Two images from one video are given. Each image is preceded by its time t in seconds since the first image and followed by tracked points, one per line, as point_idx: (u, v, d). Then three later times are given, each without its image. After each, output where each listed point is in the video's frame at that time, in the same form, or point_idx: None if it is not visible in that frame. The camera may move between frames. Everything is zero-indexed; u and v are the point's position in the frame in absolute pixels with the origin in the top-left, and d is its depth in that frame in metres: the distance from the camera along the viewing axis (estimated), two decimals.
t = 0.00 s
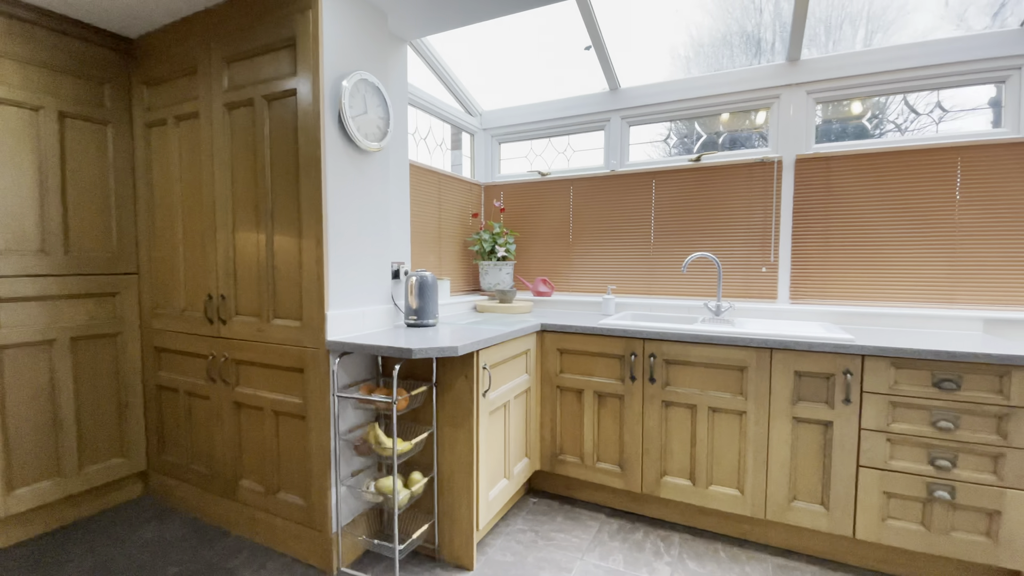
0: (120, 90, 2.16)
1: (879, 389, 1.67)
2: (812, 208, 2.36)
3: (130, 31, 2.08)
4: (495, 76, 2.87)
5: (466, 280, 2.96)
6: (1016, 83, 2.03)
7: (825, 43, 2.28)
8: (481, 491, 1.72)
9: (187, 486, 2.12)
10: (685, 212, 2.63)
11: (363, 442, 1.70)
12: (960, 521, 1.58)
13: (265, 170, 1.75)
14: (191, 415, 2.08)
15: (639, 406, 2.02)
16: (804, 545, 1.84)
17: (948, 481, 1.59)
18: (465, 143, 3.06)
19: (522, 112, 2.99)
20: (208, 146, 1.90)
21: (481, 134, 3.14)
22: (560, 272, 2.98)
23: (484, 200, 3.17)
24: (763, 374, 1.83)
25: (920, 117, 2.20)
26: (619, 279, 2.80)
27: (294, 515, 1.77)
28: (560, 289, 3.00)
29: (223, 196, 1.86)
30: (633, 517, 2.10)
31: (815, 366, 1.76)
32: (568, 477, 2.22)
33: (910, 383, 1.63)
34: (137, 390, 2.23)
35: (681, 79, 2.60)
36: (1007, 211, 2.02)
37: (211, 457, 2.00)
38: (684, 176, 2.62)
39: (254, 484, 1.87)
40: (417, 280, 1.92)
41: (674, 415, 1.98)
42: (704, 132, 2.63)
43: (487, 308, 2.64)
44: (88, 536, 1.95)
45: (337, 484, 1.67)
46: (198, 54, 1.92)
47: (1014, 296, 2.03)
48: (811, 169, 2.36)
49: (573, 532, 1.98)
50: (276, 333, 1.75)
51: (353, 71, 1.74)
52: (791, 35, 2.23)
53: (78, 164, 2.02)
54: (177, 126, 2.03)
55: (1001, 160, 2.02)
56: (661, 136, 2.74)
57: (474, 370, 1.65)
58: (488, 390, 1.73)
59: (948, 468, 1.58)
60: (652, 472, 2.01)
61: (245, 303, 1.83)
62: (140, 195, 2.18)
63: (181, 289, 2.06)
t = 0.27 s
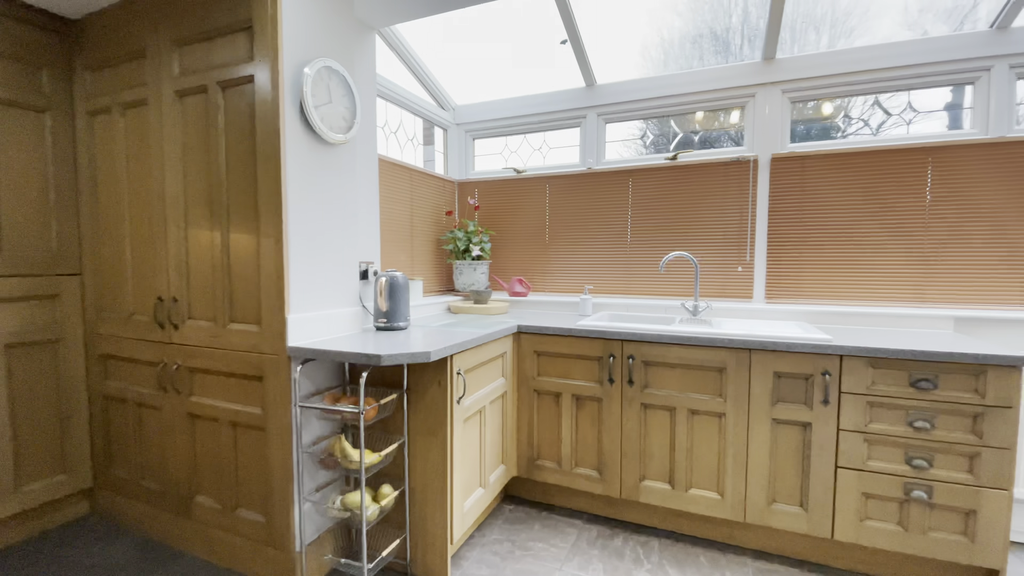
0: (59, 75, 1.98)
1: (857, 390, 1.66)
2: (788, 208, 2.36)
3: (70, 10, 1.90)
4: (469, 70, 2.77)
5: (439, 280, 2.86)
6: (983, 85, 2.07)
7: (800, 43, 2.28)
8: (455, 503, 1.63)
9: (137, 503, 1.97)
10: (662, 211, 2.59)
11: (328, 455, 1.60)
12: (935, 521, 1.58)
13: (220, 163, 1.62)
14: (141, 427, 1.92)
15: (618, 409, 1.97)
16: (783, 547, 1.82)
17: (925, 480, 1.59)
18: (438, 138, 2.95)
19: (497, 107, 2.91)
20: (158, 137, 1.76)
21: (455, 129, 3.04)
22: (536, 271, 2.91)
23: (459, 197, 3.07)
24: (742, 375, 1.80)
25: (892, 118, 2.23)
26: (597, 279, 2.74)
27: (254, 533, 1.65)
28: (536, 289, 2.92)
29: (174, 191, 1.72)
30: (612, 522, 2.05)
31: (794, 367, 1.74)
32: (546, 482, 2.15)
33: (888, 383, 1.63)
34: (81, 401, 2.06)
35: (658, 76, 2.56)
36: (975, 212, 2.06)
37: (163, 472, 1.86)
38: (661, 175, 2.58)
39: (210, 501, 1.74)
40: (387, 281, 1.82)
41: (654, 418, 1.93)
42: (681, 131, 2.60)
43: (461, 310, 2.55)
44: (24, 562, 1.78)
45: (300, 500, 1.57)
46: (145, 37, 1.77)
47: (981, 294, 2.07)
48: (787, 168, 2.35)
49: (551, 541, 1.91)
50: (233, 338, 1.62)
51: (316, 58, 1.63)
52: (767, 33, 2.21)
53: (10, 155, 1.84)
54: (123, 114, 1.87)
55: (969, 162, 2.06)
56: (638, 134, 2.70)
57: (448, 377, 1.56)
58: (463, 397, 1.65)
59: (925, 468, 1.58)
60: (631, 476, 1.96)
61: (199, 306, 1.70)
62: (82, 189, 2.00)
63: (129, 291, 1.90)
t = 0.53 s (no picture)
0: None
1: (834, 391, 1.65)
2: (763, 208, 2.35)
3: None
4: (440, 63, 2.67)
5: (410, 281, 2.74)
6: (949, 88, 2.12)
7: (774, 43, 2.27)
8: (428, 518, 1.54)
9: (78, 527, 1.80)
10: (639, 211, 2.55)
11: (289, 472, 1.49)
12: (911, 521, 1.59)
13: (168, 155, 1.48)
14: (80, 444, 1.75)
15: (596, 414, 1.91)
16: (762, 551, 1.80)
17: (900, 481, 1.59)
18: (408, 133, 2.84)
19: (469, 103, 2.82)
20: (97, 126, 1.60)
21: (426, 125, 2.93)
22: (511, 272, 2.81)
23: (430, 195, 2.95)
24: (721, 377, 1.77)
25: (863, 120, 2.25)
26: (573, 279, 2.67)
27: (207, 558, 1.52)
28: (510, 290, 2.83)
29: (116, 186, 1.57)
30: (590, 531, 2.00)
31: (772, 368, 1.72)
32: (522, 491, 2.08)
33: (864, 384, 1.62)
34: (13, 417, 1.87)
35: (634, 73, 2.53)
36: (942, 213, 2.10)
37: (106, 493, 1.70)
38: (637, 174, 2.54)
39: (159, 523, 1.60)
40: (353, 283, 1.71)
41: (632, 422, 1.88)
42: (656, 130, 2.57)
43: (433, 312, 2.45)
44: None
45: (259, 522, 1.45)
46: (82, 16, 1.61)
47: (947, 294, 2.11)
48: (761, 168, 2.35)
49: (528, 553, 1.84)
50: (183, 347, 1.49)
51: (274, 43, 1.51)
52: (741, 32, 2.20)
53: None
54: (58, 102, 1.70)
55: (935, 164, 2.10)
56: (614, 132, 2.66)
57: (419, 385, 1.47)
58: (435, 406, 1.56)
59: (901, 468, 1.58)
60: (609, 483, 1.91)
61: (145, 312, 1.56)
62: (13, 183, 1.82)
63: (67, 296, 1.73)
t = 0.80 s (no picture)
0: None
1: (806, 391, 1.66)
2: (733, 209, 2.37)
3: None
4: (408, 57, 2.58)
5: (377, 282, 2.63)
6: (909, 94, 2.18)
7: (744, 45, 2.29)
8: (398, 533, 1.47)
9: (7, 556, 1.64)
10: (612, 211, 2.53)
11: (246, 490, 1.39)
12: (880, 518, 1.62)
13: (108, 147, 1.35)
14: (9, 465, 1.59)
15: (571, 418, 1.87)
16: (737, 551, 1.80)
17: (870, 479, 1.62)
18: (374, 129, 2.74)
19: (439, 98, 2.73)
20: (26, 115, 1.45)
21: (393, 120, 2.83)
22: (482, 273, 2.73)
23: (398, 194, 2.84)
24: (696, 379, 1.75)
25: (828, 124, 2.31)
26: (546, 280, 2.61)
27: None
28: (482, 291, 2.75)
29: (48, 181, 1.42)
30: (565, 537, 1.96)
31: (746, 370, 1.71)
32: (496, 498, 2.02)
33: (835, 384, 1.64)
34: None
35: (606, 72, 2.50)
36: (903, 215, 2.17)
37: (40, 518, 1.55)
38: (610, 174, 2.52)
39: (100, 549, 1.47)
40: (316, 285, 1.61)
41: (608, 426, 1.85)
42: (629, 130, 2.56)
43: (402, 315, 2.36)
44: None
45: (213, 545, 1.35)
46: None
47: (908, 294, 2.17)
48: (731, 169, 2.36)
49: (502, 563, 1.78)
50: (126, 357, 1.36)
51: (227, 27, 1.40)
52: (712, 34, 2.20)
53: None
54: None
55: (897, 167, 2.17)
56: (587, 131, 2.62)
57: (388, 394, 1.40)
58: (405, 415, 1.48)
59: (870, 466, 1.61)
60: (585, 488, 1.87)
61: (82, 319, 1.42)
62: None
63: None
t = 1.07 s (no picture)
0: None
1: (778, 391, 1.67)
2: (703, 210, 2.38)
3: None
4: (373, 49, 2.47)
5: (340, 284, 2.51)
6: (868, 100, 2.26)
7: (713, 47, 2.30)
8: (366, 549, 1.38)
9: None
10: (583, 211, 2.50)
11: (197, 512, 1.27)
12: (848, 514, 1.65)
13: (36, 134, 1.21)
14: None
15: (545, 422, 1.82)
16: (711, 552, 1.80)
17: (838, 476, 1.64)
18: (336, 123, 2.61)
19: (406, 93, 2.64)
20: None
21: (357, 115, 2.71)
22: (451, 274, 2.64)
23: (363, 191, 2.71)
24: (670, 380, 1.74)
25: (791, 127, 2.37)
26: (518, 282, 2.56)
27: None
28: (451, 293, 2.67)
29: None
30: (539, 544, 1.91)
31: (720, 370, 1.71)
32: (467, 507, 1.95)
33: (805, 383, 1.66)
34: None
35: (578, 71, 2.47)
36: (863, 217, 2.24)
37: None
38: (581, 174, 2.49)
39: None
40: (274, 288, 1.51)
41: (582, 429, 1.81)
42: (600, 130, 2.54)
43: (368, 318, 2.26)
44: None
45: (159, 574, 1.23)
46: None
47: (869, 294, 2.24)
48: (700, 170, 2.37)
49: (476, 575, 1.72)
50: (57, 368, 1.23)
51: (174, 6, 1.28)
52: (682, 35, 2.20)
53: None
54: None
55: (857, 171, 2.23)
56: (558, 130, 2.59)
57: (354, 404, 1.31)
58: (372, 425, 1.40)
59: (838, 463, 1.64)
60: (559, 493, 1.83)
61: (5, 326, 1.27)
62: None
63: None
